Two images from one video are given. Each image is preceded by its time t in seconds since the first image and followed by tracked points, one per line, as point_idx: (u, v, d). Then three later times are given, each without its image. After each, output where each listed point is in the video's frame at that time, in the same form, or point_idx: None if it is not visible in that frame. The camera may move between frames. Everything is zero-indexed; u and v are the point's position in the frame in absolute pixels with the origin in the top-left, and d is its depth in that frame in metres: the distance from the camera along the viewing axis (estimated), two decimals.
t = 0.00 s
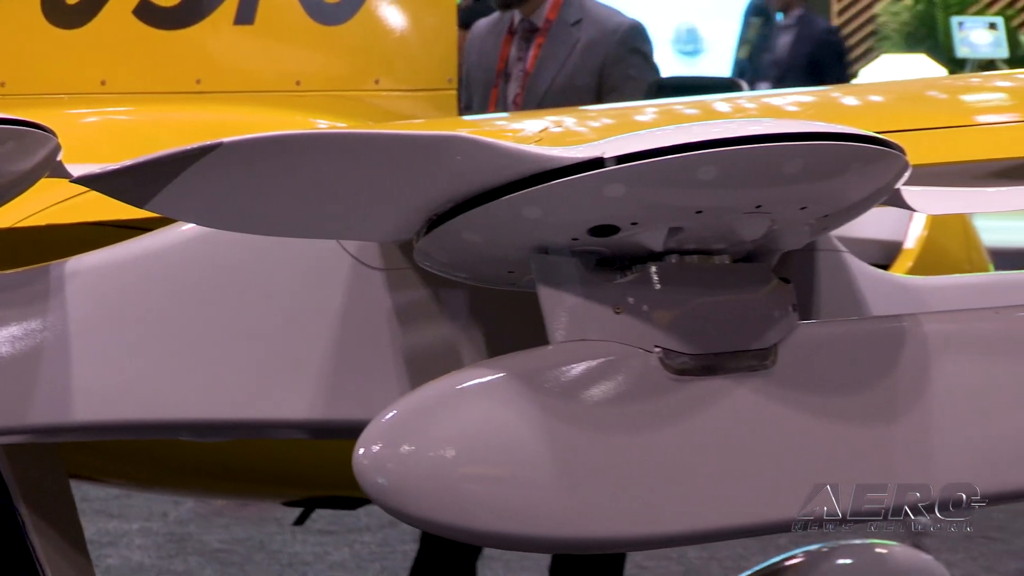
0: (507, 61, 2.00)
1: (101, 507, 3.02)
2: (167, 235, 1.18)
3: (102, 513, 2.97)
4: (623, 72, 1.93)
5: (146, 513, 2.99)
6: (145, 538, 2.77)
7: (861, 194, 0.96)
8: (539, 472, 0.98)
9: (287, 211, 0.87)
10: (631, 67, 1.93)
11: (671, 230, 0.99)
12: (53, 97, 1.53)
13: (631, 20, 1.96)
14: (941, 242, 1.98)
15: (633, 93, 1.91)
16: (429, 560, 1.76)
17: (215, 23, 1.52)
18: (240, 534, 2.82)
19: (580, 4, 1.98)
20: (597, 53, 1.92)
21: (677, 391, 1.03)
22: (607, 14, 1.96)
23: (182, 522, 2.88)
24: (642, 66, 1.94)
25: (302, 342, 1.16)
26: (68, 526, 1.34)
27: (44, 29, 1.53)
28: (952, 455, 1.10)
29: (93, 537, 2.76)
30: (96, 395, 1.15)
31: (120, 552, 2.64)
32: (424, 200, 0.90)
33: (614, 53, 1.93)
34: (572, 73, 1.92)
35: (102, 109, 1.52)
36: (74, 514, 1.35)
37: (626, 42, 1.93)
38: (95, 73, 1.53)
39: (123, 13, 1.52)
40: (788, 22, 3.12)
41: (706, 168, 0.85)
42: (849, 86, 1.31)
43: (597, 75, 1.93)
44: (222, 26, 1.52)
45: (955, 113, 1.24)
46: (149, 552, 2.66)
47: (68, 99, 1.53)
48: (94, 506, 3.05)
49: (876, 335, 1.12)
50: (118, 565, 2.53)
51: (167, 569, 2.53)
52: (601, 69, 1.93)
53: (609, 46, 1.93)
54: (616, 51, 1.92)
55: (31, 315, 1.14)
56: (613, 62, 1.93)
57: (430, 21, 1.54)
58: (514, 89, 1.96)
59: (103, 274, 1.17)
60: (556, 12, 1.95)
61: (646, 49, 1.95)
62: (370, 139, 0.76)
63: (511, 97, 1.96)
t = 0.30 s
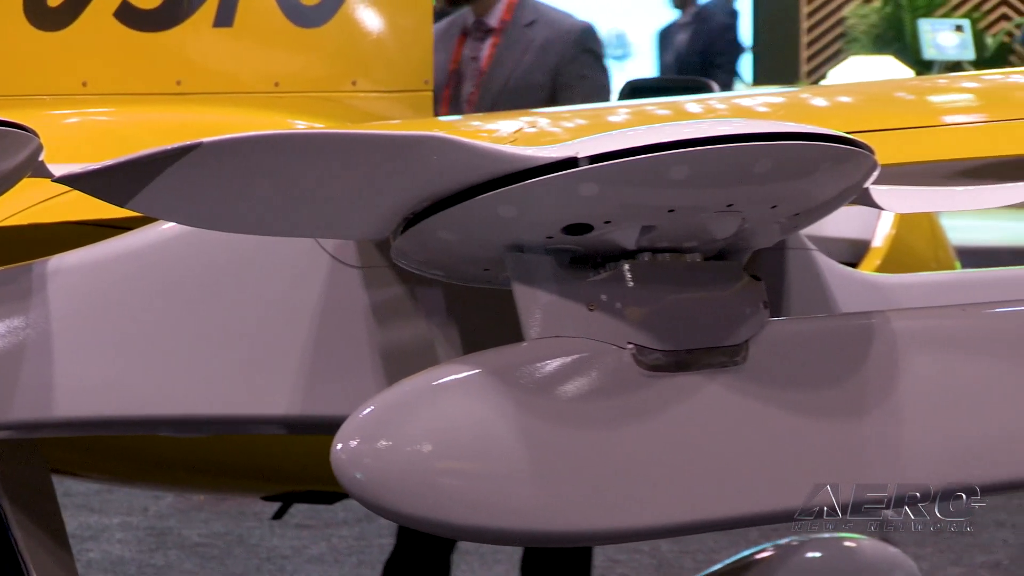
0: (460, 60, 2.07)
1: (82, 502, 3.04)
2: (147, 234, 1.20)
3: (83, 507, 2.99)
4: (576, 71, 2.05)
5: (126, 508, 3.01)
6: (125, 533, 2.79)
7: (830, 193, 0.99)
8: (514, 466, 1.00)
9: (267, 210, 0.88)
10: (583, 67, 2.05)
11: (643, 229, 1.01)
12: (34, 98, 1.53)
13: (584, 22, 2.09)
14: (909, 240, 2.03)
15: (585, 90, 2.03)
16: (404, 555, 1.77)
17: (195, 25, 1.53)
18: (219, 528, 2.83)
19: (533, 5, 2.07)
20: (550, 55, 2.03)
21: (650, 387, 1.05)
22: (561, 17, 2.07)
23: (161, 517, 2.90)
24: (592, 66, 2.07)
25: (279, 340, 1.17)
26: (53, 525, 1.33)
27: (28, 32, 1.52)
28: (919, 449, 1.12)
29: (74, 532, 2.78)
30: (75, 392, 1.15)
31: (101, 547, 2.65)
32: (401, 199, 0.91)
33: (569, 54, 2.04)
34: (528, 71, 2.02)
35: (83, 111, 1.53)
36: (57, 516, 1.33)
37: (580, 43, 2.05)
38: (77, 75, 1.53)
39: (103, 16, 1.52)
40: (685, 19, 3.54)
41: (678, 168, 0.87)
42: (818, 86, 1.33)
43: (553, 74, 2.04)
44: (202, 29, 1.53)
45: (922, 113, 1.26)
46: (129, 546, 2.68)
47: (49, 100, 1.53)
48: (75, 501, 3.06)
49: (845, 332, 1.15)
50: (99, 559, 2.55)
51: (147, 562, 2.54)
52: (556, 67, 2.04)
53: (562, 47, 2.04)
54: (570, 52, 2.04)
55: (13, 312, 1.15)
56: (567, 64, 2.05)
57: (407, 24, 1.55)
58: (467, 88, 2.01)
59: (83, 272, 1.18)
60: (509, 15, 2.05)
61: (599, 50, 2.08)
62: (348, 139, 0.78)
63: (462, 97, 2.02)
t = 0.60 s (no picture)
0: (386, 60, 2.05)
1: (63, 498, 3.06)
2: (126, 234, 1.21)
3: (65, 503, 3.01)
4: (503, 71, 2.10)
5: (107, 503, 3.03)
6: (107, 528, 2.80)
7: (800, 192, 1.00)
8: (490, 462, 1.01)
9: (246, 210, 0.89)
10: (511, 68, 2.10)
11: (616, 228, 1.03)
12: (19, 99, 1.56)
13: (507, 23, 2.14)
14: (879, 239, 2.07)
15: (512, 92, 2.09)
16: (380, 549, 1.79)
17: (174, 27, 1.55)
18: (199, 523, 2.85)
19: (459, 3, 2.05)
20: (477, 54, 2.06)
21: (623, 383, 1.07)
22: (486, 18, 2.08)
23: (143, 512, 2.92)
24: (518, 66, 2.13)
25: (258, 338, 1.18)
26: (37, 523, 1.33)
27: (14, 36, 1.56)
28: (887, 443, 1.14)
29: (56, 526, 2.79)
30: (58, 390, 1.16)
31: (83, 541, 2.67)
32: (379, 199, 0.93)
33: (496, 54, 2.08)
34: (457, 72, 2.06)
35: (65, 111, 1.54)
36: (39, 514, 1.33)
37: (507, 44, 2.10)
38: (59, 76, 1.55)
39: (85, 18, 1.55)
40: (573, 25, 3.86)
41: (650, 168, 0.89)
42: (787, 89, 1.35)
43: (480, 73, 2.08)
44: (181, 31, 1.54)
45: (890, 114, 1.28)
46: (110, 541, 2.69)
47: (31, 101, 1.55)
48: (57, 497, 3.08)
49: (815, 329, 1.17)
50: (80, 554, 2.57)
51: (129, 557, 2.56)
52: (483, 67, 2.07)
53: (489, 48, 2.06)
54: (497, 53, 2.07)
55: None
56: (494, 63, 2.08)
57: (384, 26, 1.56)
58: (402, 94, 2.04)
59: (65, 271, 1.18)
60: (438, 15, 2.03)
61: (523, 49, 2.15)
62: (328, 140, 0.79)
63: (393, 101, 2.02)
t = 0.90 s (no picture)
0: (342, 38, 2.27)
1: (41, 493, 3.06)
2: (104, 234, 1.22)
3: (43, 498, 3.00)
4: (443, 70, 2.30)
5: (85, 499, 3.03)
6: (85, 523, 2.80)
7: (767, 193, 1.03)
8: (463, 458, 1.03)
9: (223, 211, 0.90)
10: (449, 66, 2.30)
11: (586, 229, 1.04)
12: None
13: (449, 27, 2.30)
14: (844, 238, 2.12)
15: (451, 92, 2.31)
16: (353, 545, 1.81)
17: (151, 29, 1.55)
18: (175, 519, 2.85)
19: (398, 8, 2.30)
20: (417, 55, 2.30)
21: (594, 381, 1.09)
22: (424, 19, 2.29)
23: (120, 507, 2.93)
24: (458, 66, 2.33)
25: (233, 337, 1.19)
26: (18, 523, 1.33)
27: None
28: (852, 439, 1.17)
29: (34, 522, 2.79)
30: (35, 385, 1.17)
31: (61, 536, 2.67)
32: (353, 200, 0.94)
33: (435, 54, 2.30)
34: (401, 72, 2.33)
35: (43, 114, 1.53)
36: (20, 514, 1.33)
37: (446, 43, 2.30)
38: (37, 79, 1.55)
39: (63, 21, 1.54)
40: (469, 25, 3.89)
41: (619, 169, 0.91)
42: (754, 91, 1.38)
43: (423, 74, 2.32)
44: (157, 33, 1.55)
45: (856, 116, 1.30)
46: (89, 535, 2.69)
47: (9, 104, 1.55)
48: (35, 492, 3.08)
49: (781, 327, 1.19)
50: (59, 549, 2.56)
51: (107, 552, 2.56)
52: (424, 68, 2.31)
53: (427, 50, 2.30)
54: (436, 53, 2.29)
55: None
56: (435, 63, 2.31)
57: (356, 29, 1.58)
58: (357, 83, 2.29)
59: (43, 270, 1.19)
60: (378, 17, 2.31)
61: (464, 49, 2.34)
62: (303, 142, 0.80)
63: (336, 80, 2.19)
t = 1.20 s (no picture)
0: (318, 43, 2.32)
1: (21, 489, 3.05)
2: (85, 234, 1.22)
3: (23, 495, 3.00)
4: (417, 70, 2.28)
5: (66, 495, 3.03)
6: (66, 518, 2.80)
7: (737, 194, 1.05)
8: (438, 455, 1.05)
9: (202, 211, 0.91)
10: (423, 66, 2.28)
11: (559, 229, 1.06)
12: None
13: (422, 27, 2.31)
14: (812, 239, 2.15)
15: (424, 91, 2.28)
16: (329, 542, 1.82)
17: (130, 33, 1.57)
18: (155, 515, 2.86)
19: (371, 10, 2.30)
20: (392, 54, 2.28)
21: (566, 378, 1.11)
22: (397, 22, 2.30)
23: (100, 504, 2.93)
24: (431, 67, 2.31)
25: (211, 335, 1.20)
26: (1, 520, 1.38)
27: None
28: (821, 437, 1.19)
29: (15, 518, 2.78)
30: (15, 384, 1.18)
31: (42, 532, 2.67)
32: (330, 200, 0.96)
33: (408, 55, 2.28)
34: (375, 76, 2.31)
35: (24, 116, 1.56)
36: (3, 511, 1.39)
37: (418, 44, 2.29)
38: (18, 83, 1.57)
39: (43, 25, 1.56)
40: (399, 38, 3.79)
41: (592, 171, 0.93)
42: (725, 94, 1.40)
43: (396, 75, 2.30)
44: (136, 37, 1.57)
45: (824, 119, 1.32)
46: (69, 531, 2.69)
47: None
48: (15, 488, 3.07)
49: (750, 325, 1.21)
50: (39, 544, 2.56)
51: (87, 547, 2.56)
52: (398, 69, 2.29)
53: (401, 49, 2.29)
54: (409, 54, 2.28)
55: None
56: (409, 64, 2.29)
57: (332, 32, 1.58)
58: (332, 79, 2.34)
59: (25, 270, 1.21)
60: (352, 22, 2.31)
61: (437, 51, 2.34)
62: (281, 143, 0.82)
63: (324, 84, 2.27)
